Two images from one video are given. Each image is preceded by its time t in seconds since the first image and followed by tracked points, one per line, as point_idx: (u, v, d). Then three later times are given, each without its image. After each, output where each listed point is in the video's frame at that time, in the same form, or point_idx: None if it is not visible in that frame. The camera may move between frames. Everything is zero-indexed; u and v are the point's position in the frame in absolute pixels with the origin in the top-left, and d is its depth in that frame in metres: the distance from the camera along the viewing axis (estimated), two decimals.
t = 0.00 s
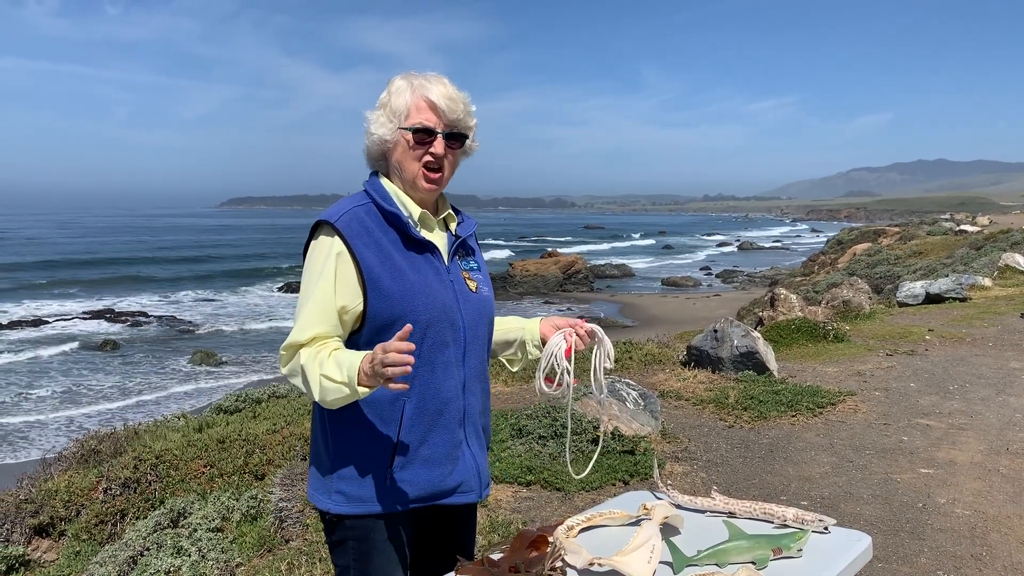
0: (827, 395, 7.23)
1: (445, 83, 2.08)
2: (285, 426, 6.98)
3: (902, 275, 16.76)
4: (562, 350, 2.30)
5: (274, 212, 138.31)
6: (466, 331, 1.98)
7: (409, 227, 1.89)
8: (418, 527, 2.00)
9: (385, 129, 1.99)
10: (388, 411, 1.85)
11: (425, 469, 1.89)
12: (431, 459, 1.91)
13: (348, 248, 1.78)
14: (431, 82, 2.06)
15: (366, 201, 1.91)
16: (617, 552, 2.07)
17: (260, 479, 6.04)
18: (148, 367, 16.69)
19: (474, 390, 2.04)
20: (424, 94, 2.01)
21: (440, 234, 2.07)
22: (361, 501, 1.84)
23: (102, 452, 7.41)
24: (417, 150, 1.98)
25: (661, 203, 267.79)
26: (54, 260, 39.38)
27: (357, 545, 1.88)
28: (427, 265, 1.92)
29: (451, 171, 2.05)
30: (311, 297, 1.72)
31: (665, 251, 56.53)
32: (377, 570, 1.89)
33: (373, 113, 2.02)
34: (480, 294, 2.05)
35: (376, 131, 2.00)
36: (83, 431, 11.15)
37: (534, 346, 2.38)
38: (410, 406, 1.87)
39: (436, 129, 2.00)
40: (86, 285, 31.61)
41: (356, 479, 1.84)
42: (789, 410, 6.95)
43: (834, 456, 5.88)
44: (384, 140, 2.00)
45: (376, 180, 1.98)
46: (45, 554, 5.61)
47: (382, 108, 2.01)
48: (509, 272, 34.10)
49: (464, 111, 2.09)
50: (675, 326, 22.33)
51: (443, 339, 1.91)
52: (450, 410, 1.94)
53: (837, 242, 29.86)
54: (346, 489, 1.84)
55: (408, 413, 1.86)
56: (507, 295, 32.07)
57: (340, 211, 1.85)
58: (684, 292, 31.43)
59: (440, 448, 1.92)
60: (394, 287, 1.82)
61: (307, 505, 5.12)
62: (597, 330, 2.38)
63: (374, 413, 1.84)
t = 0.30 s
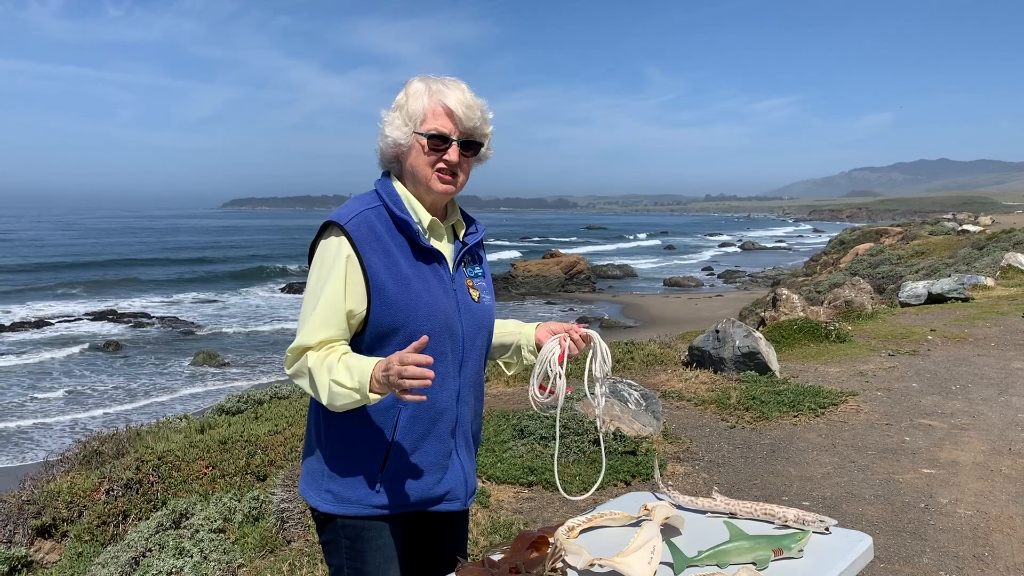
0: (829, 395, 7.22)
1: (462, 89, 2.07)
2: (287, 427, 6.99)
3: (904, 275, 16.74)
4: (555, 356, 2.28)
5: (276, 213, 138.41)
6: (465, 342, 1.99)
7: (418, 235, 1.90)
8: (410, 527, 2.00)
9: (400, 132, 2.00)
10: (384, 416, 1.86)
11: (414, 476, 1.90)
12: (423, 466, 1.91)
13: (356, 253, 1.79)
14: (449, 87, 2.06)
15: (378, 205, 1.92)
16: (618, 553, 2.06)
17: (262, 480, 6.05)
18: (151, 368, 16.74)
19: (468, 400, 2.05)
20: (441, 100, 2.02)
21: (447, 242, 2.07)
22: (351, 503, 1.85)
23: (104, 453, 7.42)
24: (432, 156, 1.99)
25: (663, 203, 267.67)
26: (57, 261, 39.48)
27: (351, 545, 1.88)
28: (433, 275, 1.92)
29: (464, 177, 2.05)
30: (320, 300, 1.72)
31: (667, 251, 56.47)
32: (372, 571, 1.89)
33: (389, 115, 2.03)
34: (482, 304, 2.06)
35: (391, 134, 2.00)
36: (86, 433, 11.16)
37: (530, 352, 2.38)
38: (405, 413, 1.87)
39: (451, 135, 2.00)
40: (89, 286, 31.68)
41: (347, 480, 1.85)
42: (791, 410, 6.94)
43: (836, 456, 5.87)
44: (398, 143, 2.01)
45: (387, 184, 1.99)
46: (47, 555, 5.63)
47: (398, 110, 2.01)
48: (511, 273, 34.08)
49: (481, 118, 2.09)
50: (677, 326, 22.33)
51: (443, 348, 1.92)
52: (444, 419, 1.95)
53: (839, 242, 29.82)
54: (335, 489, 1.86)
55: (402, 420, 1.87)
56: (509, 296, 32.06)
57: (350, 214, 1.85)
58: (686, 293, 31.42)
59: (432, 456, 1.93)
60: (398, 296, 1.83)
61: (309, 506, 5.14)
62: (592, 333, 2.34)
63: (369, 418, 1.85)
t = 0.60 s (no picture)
0: (831, 397, 7.21)
1: (464, 90, 2.07)
2: (288, 428, 7.00)
3: (907, 276, 16.73)
4: (547, 364, 2.28)
5: (279, 215, 138.84)
6: (465, 345, 1.99)
7: (418, 238, 1.90)
8: (410, 526, 2.00)
9: (402, 134, 2.00)
10: (383, 418, 1.86)
11: (413, 478, 1.90)
12: (421, 467, 1.91)
13: (356, 256, 1.79)
14: (451, 88, 2.06)
15: (379, 207, 1.92)
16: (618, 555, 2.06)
17: (263, 481, 6.06)
18: (152, 370, 16.75)
19: (468, 402, 2.04)
20: (443, 102, 2.02)
21: (449, 245, 2.07)
22: (348, 503, 1.85)
23: (106, 455, 7.43)
24: (433, 157, 2.00)
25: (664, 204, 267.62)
26: (60, 263, 39.57)
27: (350, 545, 1.89)
28: (433, 277, 1.93)
29: (466, 179, 2.06)
30: (321, 303, 1.73)
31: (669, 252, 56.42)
32: (372, 571, 1.90)
33: (391, 117, 2.03)
34: (484, 307, 2.06)
35: (393, 136, 2.01)
36: (87, 435, 11.16)
37: (525, 358, 2.39)
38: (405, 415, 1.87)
39: (453, 136, 2.01)
40: (91, 288, 31.73)
41: (345, 480, 1.86)
42: (793, 412, 6.93)
43: (838, 458, 5.86)
44: (400, 145, 2.01)
45: (390, 187, 2.00)
46: (49, 557, 5.64)
47: (400, 112, 2.02)
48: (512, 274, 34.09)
49: (482, 118, 2.09)
50: (679, 328, 22.31)
51: (443, 351, 1.92)
52: (443, 422, 1.95)
53: (841, 242, 29.79)
54: (334, 489, 1.86)
55: (401, 422, 1.87)
56: (510, 297, 32.05)
57: (351, 216, 1.85)
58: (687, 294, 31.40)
59: (431, 459, 1.93)
60: (397, 299, 1.83)
61: (310, 507, 5.14)
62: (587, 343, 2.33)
63: (368, 419, 1.85)
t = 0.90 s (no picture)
0: (833, 398, 7.20)
1: (460, 90, 2.08)
2: (290, 429, 7.00)
3: (909, 277, 16.73)
4: (542, 362, 2.27)
5: (280, 215, 138.67)
6: (470, 342, 1.99)
7: (419, 237, 1.90)
8: (419, 525, 2.01)
9: (400, 135, 2.01)
10: (389, 417, 1.86)
11: (420, 478, 1.90)
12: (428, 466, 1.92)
13: (357, 257, 1.79)
14: (447, 88, 2.06)
15: (381, 208, 1.93)
16: (620, 556, 2.06)
17: (265, 482, 6.06)
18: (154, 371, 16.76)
19: (475, 401, 2.04)
20: (439, 102, 2.02)
21: (451, 243, 2.07)
22: (356, 502, 1.86)
23: (108, 456, 7.43)
24: (432, 157, 2.00)
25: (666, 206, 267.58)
26: (63, 264, 39.61)
27: (358, 545, 1.90)
28: (435, 276, 1.92)
29: (466, 178, 2.06)
30: (325, 305, 1.73)
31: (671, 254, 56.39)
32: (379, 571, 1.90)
33: (389, 119, 2.04)
34: (488, 305, 2.06)
35: (391, 137, 2.02)
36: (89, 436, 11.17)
37: (525, 358, 2.40)
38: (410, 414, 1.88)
39: (450, 136, 2.01)
40: (94, 289, 31.77)
41: (353, 480, 1.87)
42: (795, 413, 6.92)
43: (840, 459, 5.85)
44: (398, 146, 2.02)
45: (391, 188, 2.00)
46: (51, 557, 5.65)
47: (397, 114, 2.03)
48: (514, 275, 34.10)
49: (479, 116, 2.09)
50: (681, 329, 22.30)
51: (446, 349, 1.92)
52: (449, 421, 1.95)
53: (843, 244, 29.76)
54: (343, 489, 1.87)
55: (407, 420, 1.87)
56: (512, 299, 32.06)
57: (352, 217, 1.86)
58: (689, 295, 31.39)
59: (437, 457, 1.93)
60: (399, 298, 1.83)
61: (311, 509, 5.13)
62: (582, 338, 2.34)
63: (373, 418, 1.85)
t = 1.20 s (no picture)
0: (835, 400, 7.18)
1: (454, 92, 2.08)
2: (292, 430, 7.00)
3: (911, 278, 16.71)
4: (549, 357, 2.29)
5: (282, 217, 139.02)
6: (476, 338, 1.99)
7: (422, 235, 1.90)
8: (431, 524, 2.00)
9: (397, 140, 2.02)
10: (398, 415, 1.87)
11: (432, 475, 1.90)
12: (440, 464, 1.91)
13: (361, 257, 1.80)
14: (441, 90, 2.07)
15: (383, 209, 1.93)
16: (621, 558, 2.05)
17: (266, 483, 6.07)
18: (156, 372, 16.79)
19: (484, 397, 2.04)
20: (433, 105, 2.02)
21: (454, 242, 2.08)
22: (370, 502, 1.86)
23: (110, 456, 7.45)
24: (428, 160, 2.00)
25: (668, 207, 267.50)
26: (65, 265, 39.73)
27: (371, 546, 1.89)
28: (439, 274, 1.93)
29: (463, 179, 2.06)
30: (329, 304, 1.73)
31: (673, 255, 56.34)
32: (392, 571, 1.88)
33: (386, 124, 2.05)
34: (493, 302, 2.06)
35: (388, 143, 2.03)
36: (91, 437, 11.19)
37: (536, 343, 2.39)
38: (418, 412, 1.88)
39: (446, 138, 2.02)
40: (96, 290, 31.85)
41: (365, 481, 1.87)
42: (797, 414, 6.91)
43: (841, 461, 5.85)
44: (396, 151, 2.03)
45: (391, 191, 2.01)
46: (53, 558, 5.67)
47: (393, 119, 2.04)
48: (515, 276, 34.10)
49: (475, 117, 2.10)
50: (682, 330, 22.29)
51: (452, 347, 1.92)
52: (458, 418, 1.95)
53: (845, 245, 29.73)
54: (356, 490, 1.88)
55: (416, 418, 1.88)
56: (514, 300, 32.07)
57: (355, 219, 1.87)
58: (691, 296, 31.37)
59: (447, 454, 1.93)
60: (403, 296, 1.84)
61: (312, 509, 5.14)
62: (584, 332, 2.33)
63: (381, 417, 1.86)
